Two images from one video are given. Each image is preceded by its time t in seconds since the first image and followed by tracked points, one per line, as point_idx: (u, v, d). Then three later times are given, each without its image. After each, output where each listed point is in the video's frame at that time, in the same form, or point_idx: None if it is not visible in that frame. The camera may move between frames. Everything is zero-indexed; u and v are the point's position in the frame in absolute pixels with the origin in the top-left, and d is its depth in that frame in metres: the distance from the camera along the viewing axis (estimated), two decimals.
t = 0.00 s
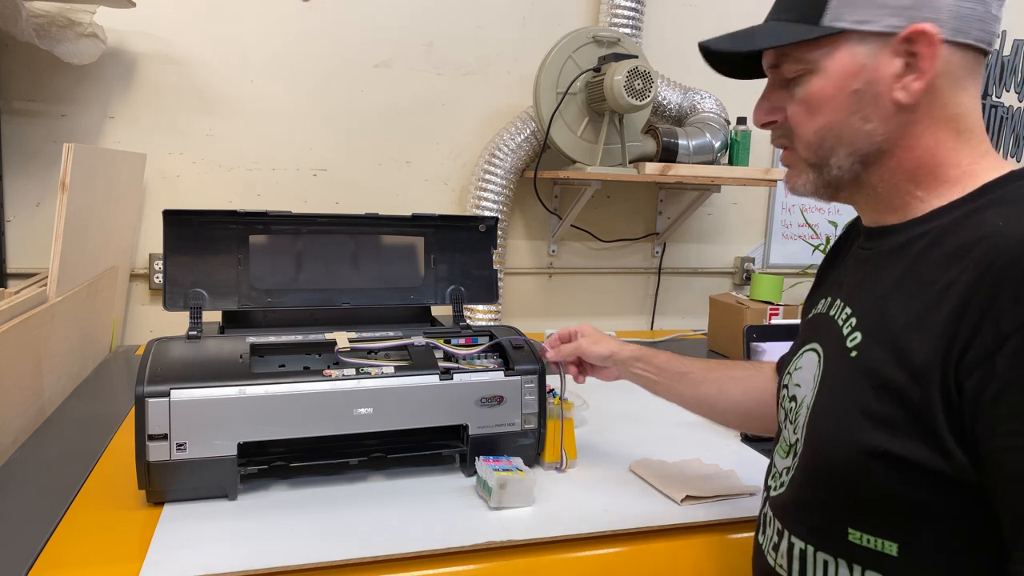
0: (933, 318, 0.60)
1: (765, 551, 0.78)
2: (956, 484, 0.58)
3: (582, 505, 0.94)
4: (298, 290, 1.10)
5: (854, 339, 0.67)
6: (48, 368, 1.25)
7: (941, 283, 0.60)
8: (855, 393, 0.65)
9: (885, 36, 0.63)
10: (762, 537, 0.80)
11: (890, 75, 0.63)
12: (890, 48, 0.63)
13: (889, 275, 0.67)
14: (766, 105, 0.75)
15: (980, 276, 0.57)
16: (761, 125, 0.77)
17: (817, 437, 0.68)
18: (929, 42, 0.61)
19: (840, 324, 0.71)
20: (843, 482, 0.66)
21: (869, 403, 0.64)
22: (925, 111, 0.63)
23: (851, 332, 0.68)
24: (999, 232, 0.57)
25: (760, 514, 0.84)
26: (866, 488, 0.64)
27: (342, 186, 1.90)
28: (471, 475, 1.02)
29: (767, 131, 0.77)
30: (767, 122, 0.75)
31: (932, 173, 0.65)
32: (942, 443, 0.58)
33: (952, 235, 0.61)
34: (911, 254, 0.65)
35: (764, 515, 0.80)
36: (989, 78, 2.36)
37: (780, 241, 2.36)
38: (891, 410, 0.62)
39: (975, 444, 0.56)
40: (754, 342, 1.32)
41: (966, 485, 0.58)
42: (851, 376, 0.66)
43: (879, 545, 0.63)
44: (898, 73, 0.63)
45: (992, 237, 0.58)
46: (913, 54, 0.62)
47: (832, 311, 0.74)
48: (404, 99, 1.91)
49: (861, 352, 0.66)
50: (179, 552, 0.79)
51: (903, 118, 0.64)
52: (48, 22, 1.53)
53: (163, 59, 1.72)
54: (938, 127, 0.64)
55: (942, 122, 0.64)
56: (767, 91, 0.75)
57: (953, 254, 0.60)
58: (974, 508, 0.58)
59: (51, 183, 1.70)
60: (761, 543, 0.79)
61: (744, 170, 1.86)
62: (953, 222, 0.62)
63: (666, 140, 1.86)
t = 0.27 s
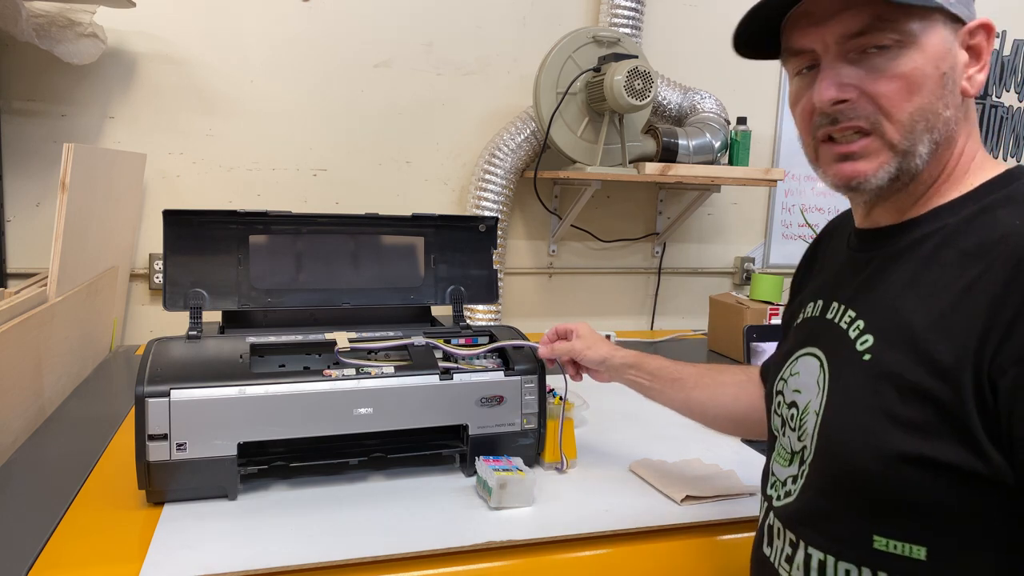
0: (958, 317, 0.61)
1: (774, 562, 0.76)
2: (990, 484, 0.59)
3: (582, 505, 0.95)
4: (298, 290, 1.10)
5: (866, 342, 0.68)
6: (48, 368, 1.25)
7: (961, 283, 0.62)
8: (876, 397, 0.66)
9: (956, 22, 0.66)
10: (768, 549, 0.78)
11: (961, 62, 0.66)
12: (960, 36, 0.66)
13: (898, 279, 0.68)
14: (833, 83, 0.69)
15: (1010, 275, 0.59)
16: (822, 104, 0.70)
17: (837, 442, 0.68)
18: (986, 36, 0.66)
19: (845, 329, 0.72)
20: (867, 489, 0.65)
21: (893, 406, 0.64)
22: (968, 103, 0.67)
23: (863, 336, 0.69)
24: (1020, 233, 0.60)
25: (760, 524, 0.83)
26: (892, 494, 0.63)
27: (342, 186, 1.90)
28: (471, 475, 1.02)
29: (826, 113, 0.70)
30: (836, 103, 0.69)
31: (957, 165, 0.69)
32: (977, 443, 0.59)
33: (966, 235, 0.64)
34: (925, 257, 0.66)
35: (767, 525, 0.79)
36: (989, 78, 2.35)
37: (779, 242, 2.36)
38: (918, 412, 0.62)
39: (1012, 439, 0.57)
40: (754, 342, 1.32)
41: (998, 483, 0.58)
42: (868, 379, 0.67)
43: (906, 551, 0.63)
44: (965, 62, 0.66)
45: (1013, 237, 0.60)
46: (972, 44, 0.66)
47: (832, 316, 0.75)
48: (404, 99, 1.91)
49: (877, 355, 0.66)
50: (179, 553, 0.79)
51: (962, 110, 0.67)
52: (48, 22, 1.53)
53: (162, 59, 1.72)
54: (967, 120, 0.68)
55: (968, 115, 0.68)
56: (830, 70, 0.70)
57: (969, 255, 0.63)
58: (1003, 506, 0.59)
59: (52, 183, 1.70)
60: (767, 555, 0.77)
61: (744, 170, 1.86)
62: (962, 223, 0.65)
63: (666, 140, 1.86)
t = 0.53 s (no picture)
0: (968, 316, 0.62)
1: (780, 571, 0.74)
2: (1006, 482, 0.59)
3: (582, 505, 0.95)
4: (298, 290, 1.10)
5: (871, 343, 0.68)
6: (48, 368, 1.24)
7: (969, 281, 0.63)
8: (886, 398, 0.65)
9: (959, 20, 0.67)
10: (771, 557, 0.76)
11: (962, 60, 0.67)
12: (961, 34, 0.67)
13: (900, 279, 0.68)
14: (845, 76, 0.69)
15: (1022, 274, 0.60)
16: (833, 96, 0.69)
17: (847, 445, 0.67)
18: (982, 35, 0.68)
19: (846, 330, 0.72)
20: (881, 493, 0.64)
21: (905, 407, 0.64)
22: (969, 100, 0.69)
23: (867, 337, 0.69)
24: None
25: (759, 531, 0.81)
26: (908, 497, 0.63)
27: (342, 186, 1.90)
28: (471, 475, 1.02)
29: (837, 106, 0.69)
30: (848, 95, 0.68)
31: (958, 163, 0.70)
32: (994, 442, 0.59)
33: (968, 234, 0.65)
34: (928, 256, 0.67)
35: (768, 532, 0.77)
36: (989, 78, 2.35)
37: (779, 242, 2.36)
38: (933, 413, 0.62)
39: None
40: (754, 342, 1.32)
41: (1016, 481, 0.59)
42: (877, 381, 0.66)
43: (922, 554, 0.62)
44: (964, 61, 0.68)
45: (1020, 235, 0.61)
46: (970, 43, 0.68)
47: (829, 317, 0.75)
48: (404, 99, 1.91)
49: (884, 356, 0.66)
50: (179, 553, 0.79)
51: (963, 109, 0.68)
52: (48, 22, 1.53)
53: (162, 59, 1.72)
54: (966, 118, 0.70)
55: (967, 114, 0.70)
56: (841, 63, 0.70)
57: (974, 253, 0.64)
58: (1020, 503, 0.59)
59: (51, 183, 1.70)
60: (771, 563, 0.76)
61: (744, 170, 1.86)
62: (963, 221, 0.66)
63: (666, 140, 1.86)
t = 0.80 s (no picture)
0: (962, 314, 0.62)
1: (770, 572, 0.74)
2: (1001, 481, 0.59)
3: (582, 505, 0.95)
4: (298, 290, 1.10)
5: (866, 342, 0.68)
6: (48, 368, 1.24)
7: (963, 280, 0.63)
8: (881, 397, 0.65)
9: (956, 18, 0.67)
10: (762, 558, 0.76)
11: (956, 59, 0.67)
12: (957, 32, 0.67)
13: (894, 278, 0.68)
14: (840, 71, 0.69)
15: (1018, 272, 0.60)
16: (827, 91, 0.70)
17: (841, 444, 0.67)
18: (978, 34, 0.68)
19: (840, 328, 0.71)
20: (875, 493, 0.64)
21: (900, 406, 0.64)
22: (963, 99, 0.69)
23: (862, 335, 0.69)
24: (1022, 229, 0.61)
25: (750, 533, 0.81)
26: (902, 497, 0.63)
27: (342, 186, 1.90)
28: (471, 475, 1.02)
29: (832, 101, 0.70)
30: (842, 90, 0.69)
31: (952, 162, 0.70)
32: (989, 441, 0.59)
33: (962, 233, 0.65)
34: (923, 254, 0.67)
35: (759, 533, 0.77)
36: (988, 78, 2.35)
37: (779, 242, 2.36)
38: (928, 412, 0.62)
39: None
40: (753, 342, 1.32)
41: (1010, 480, 0.59)
42: (872, 380, 0.66)
43: (915, 554, 0.62)
44: (959, 59, 0.68)
45: (1016, 233, 0.61)
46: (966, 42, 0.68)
47: (823, 316, 0.75)
48: (404, 99, 1.91)
49: (879, 354, 0.66)
50: (179, 553, 0.79)
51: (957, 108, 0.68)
52: (48, 22, 1.53)
53: (162, 59, 1.72)
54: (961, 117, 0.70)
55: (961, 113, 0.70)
56: (836, 59, 0.70)
57: (969, 252, 0.63)
58: (1014, 503, 0.59)
59: (51, 183, 1.70)
60: (762, 564, 0.76)
61: (744, 170, 1.85)
62: (957, 220, 0.66)
63: (666, 140, 1.86)
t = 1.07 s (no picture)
0: (940, 314, 0.61)
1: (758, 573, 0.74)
2: (981, 481, 0.59)
3: (582, 505, 0.95)
4: (298, 290, 1.10)
5: (847, 342, 0.68)
6: (48, 368, 1.24)
7: (942, 278, 0.62)
8: (862, 397, 0.65)
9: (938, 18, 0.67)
10: (751, 559, 0.76)
11: (941, 58, 0.67)
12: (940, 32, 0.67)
13: (876, 278, 0.68)
14: (823, 70, 0.69)
15: (995, 271, 0.59)
16: (810, 90, 0.70)
17: (824, 445, 0.67)
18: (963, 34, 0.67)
19: (824, 329, 0.72)
20: (857, 493, 0.64)
21: (880, 406, 0.64)
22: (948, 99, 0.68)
23: (843, 336, 0.69)
24: (1001, 226, 0.60)
25: (740, 534, 0.81)
26: (883, 497, 0.63)
27: (342, 186, 1.90)
28: (471, 475, 1.02)
29: (815, 100, 0.70)
30: (825, 89, 0.69)
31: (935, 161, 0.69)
32: (968, 440, 0.59)
33: (943, 232, 0.64)
34: (904, 254, 0.66)
35: (748, 535, 0.77)
36: (988, 78, 2.35)
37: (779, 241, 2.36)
38: (907, 412, 0.62)
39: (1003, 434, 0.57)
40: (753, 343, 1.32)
41: (990, 479, 0.58)
42: (853, 380, 0.66)
43: (898, 554, 0.62)
44: (944, 59, 0.67)
45: (994, 231, 0.61)
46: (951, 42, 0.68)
47: (809, 317, 0.75)
48: (404, 99, 1.91)
49: (860, 354, 0.66)
50: (179, 553, 0.79)
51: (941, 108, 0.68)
52: (48, 22, 1.53)
53: (162, 59, 1.72)
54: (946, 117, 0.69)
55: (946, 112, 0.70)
56: (818, 56, 0.70)
57: (949, 251, 0.63)
58: (994, 502, 0.59)
59: (51, 183, 1.70)
60: (750, 565, 0.76)
61: (744, 170, 1.85)
62: (938, 219, 0.65)
63: (666, 140, 1.86)
